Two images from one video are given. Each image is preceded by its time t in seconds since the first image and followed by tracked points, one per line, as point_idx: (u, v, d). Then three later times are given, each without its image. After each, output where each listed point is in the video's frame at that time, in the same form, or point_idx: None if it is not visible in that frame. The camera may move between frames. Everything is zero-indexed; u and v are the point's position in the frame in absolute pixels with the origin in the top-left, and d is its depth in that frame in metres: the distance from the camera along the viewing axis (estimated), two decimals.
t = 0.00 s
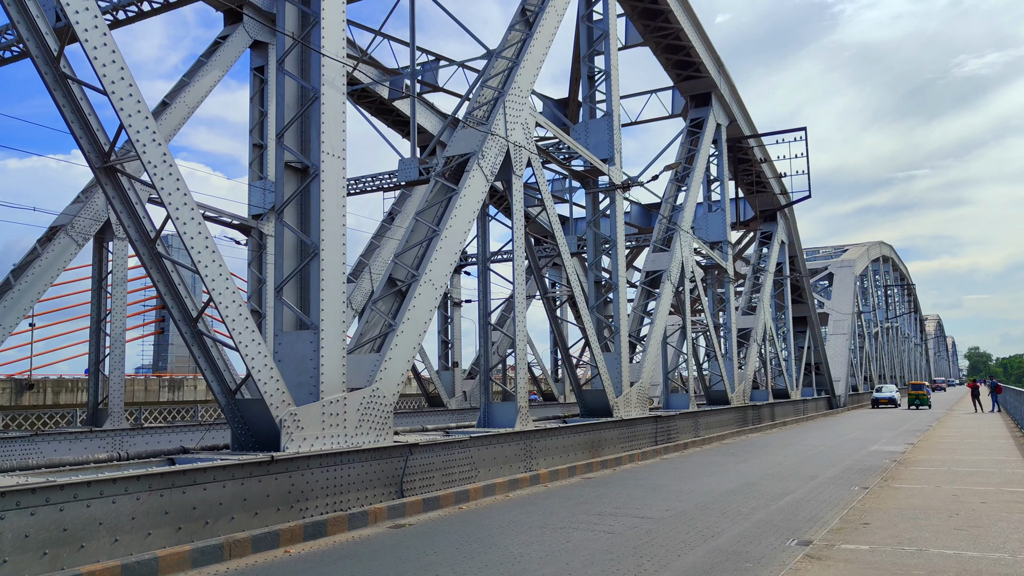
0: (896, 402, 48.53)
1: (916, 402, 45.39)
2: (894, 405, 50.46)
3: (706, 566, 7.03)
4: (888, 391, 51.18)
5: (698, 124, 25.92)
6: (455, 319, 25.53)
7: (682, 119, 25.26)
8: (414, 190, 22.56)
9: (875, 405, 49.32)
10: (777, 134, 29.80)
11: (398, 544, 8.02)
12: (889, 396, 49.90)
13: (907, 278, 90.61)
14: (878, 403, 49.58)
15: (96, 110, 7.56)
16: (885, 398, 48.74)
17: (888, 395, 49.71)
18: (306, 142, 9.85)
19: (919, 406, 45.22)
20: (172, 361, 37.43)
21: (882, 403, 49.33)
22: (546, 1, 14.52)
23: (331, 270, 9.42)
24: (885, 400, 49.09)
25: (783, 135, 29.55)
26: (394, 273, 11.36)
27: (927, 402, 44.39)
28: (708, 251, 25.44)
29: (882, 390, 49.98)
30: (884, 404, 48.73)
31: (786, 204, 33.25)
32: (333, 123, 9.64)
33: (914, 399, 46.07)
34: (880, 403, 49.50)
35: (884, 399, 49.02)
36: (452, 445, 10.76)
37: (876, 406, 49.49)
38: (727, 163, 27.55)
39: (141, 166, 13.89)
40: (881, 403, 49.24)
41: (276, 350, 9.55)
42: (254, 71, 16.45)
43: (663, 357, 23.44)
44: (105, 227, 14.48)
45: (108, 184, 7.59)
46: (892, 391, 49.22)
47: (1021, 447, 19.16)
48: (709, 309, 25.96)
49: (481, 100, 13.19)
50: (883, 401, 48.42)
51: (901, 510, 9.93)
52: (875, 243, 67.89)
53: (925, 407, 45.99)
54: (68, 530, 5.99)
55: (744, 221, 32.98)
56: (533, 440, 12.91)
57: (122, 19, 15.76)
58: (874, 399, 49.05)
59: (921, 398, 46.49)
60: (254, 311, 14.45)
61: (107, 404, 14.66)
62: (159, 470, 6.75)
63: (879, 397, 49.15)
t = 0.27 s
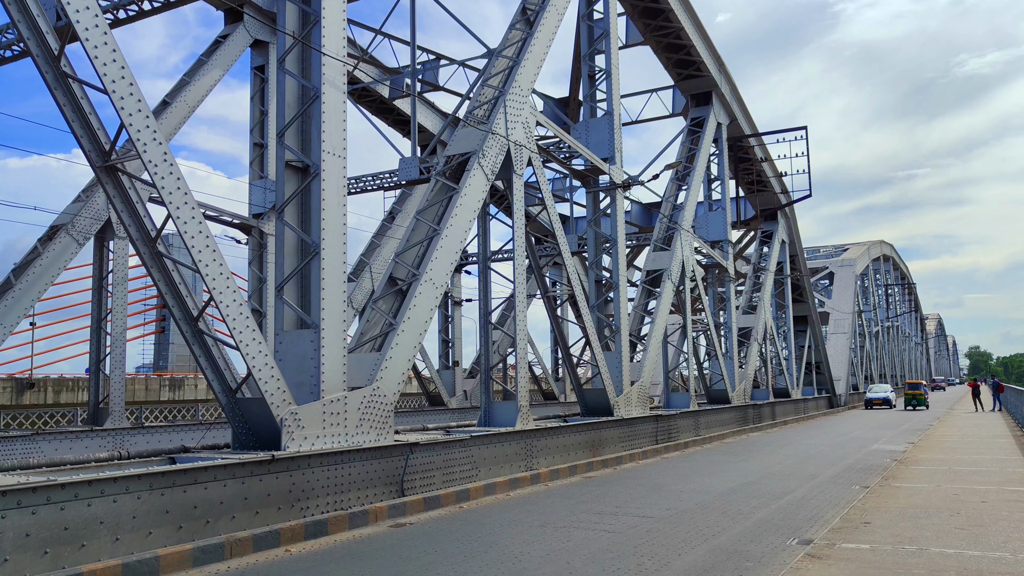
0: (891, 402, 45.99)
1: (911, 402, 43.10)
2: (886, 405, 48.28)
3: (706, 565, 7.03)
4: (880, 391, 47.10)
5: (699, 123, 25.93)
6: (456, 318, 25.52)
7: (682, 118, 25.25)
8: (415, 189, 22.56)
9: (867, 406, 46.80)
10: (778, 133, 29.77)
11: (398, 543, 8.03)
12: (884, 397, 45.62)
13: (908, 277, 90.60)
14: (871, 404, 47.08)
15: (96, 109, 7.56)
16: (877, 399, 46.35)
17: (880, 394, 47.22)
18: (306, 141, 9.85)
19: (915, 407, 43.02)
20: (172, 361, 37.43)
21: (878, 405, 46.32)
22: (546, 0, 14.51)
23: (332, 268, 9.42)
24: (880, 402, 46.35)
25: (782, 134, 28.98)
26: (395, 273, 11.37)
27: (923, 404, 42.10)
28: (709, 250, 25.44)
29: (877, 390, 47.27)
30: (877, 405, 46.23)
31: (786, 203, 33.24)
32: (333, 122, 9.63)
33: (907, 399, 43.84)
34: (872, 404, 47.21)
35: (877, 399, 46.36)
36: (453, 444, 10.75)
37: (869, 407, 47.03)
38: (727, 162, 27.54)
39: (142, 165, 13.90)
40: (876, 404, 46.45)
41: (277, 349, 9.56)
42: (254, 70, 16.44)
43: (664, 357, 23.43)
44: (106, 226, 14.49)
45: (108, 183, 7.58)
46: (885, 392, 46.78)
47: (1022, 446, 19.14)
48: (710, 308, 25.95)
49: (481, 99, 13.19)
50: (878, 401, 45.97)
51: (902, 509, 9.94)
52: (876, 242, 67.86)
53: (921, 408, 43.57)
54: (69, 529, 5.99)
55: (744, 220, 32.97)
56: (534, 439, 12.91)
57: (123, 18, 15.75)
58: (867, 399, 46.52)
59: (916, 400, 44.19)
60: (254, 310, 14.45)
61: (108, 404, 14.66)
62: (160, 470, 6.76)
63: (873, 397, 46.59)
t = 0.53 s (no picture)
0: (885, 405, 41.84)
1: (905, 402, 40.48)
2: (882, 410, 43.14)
3: (706, 565, 7.02)
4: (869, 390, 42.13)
5: (699, 123, 25.94)
6: (455, 318, 25.52)
7: (682, 118, 25.25)
8: (415, 188, 22.56)
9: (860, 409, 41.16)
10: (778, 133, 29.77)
11: (398, 542, 8.03)
12: (877, 398, 41.38)
13: (907, 277, 90.66)
14: (865, 406, 41.64)
15: (96, 109, 7.55)
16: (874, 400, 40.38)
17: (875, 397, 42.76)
18: (306, 141, 9.85)
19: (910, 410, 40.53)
20: (173, 361, 37.45)
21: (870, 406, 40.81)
22: None
23: (332, 268, 9.42)
24: (871, 403, 41.85)
25: (782, 134, 28.79)
26: (395, 272, 11.37)
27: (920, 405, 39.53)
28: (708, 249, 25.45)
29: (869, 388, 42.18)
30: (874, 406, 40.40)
31: (786, 202, 33.24)
32: (333, 122, 9.63)
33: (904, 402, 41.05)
34: (868, 406, 40.99)
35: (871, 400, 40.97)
36: (452, 443, 10.75)
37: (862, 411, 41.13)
38: (727, 161, 27.54)
39: (142, 164, 13.90)
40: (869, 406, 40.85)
41: (277, 349, 9.56)
42: (254, 69, 16.43)
43: (664, 356, 23.42)
44: (106, 225, 14.49)
45: (108, 183, 7.58)
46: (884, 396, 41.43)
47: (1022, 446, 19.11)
48: (710, 307, 25.94)
49: (480, 98, 13.19)
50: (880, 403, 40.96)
51: (902, 509, 9.93)
52: (875, 242, 67.92)
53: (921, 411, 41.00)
54: (69, 528, 6.00)
55: (744, 220, 32.97)
56: (533, 439, 12.92)
57: (123, 18, 15.74)
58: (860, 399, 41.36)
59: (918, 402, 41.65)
60: (254, 309, 14.45)
61: (108, 403, 14.67)
62: (160, 469, 6.76)
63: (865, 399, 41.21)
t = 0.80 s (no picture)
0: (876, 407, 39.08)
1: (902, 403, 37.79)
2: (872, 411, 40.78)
3: (705, 565, 7.03)
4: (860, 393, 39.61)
5: (699, 123, 25.94)
6: (455, 318, 25.52)
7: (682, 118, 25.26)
8: (415, 188, 22.56)
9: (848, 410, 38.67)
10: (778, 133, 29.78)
11: (398, 542, 8.04)
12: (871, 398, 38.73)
13: (907, 277, 90.70)
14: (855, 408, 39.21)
15: (96, 109, 7.56)
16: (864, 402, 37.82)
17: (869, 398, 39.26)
18: (307, 141, 9.85)
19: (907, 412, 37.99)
20: (173, 361, 37.45)
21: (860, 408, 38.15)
22: None
23: (332, 268, 9.42)
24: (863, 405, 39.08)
25: (783, 134, 29.28)
26: (395, 272, 11.37)
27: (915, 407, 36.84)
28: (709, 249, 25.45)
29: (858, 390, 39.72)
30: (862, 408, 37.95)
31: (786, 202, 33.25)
32: (333, 122, 9.63)
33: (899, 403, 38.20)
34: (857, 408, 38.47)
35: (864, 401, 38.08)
36: (452, 443, 10.75)
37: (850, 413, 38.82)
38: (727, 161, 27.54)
39: (142, 164, 13.90)
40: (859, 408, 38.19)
41: (277, 349, 9.56)
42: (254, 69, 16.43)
43: (664, 356, 23.42)
44: (106, 225, 14.48)
45: (108, 183, 7.58)
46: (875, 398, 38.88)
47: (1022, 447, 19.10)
48: (710, 308, 25.95)
49: (480, 98, 13.19)
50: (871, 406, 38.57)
51: (902, 509, 9.94)
52: (876, 242, 67.97)
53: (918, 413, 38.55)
54: (69, 528, 6.00)
55: (744, 220, 32.97)
56: (533, 439, 12.92)
57: (123, 18, 15.73)
58: (849, 401, 38.78)
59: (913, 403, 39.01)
60: (254, 309, 14.45)
61: (108, 403, 14.66)
62: (160, 469, 6.76)
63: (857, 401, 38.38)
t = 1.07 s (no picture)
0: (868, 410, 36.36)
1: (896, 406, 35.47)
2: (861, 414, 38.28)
3: (705, 565, 7.04)
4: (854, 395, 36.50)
5: (698, 124, 25.92)
6: (455, 319, 25.52)
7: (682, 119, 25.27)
8: (414, 188, 22.56)
9: (837, 414, 36.04)
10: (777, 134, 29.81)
11: (398, 543, 8.05)
12: (861, 400, 36.06)
13: (907, 278, 90.75)
14: (844, 411, 36.55)
15: (95, 109, 7.55)
16: (854, 405, 35.20)
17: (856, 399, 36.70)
18: (306, 142, 9.86)
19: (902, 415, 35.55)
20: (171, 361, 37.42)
21: (850, 411, 35.50)
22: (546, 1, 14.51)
23: (331, 269, 9.42)
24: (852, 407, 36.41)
25: (782, 134, 29.33)
26: (394, 273, 11.38)
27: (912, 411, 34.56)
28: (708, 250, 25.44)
29: (849, 391, 36.96)
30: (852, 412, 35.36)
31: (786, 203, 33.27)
32: (333, 122, 9.63)
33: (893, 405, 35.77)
34: (846, 412, 35.88)
35: (853, 404, 35.37)
36: (451, 444, 10.75)
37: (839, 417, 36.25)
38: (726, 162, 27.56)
39: (141, 165, 13.90)
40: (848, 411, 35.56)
41: (276, 349, 9.56)
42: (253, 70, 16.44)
43: (664, 357, 23.43)
44: (105, 226, 14.48)
45: (107, 183, 7.57)
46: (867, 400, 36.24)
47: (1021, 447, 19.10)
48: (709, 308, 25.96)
49: (480, 99, 13.19)
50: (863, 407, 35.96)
51: (901, 509, 9.95)
52: (876, 243, 68.04)
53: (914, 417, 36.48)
54: (68, 529, 6.00)
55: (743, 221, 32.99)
56: (533, 440, 12.93)
57: (122, 19, 15.73)
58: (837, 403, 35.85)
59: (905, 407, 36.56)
60: (253, 310, 14.44)
61: (107, 404, 14.66)
62: (159, 469, 6.76)
63: (847, 402, 35.88)
